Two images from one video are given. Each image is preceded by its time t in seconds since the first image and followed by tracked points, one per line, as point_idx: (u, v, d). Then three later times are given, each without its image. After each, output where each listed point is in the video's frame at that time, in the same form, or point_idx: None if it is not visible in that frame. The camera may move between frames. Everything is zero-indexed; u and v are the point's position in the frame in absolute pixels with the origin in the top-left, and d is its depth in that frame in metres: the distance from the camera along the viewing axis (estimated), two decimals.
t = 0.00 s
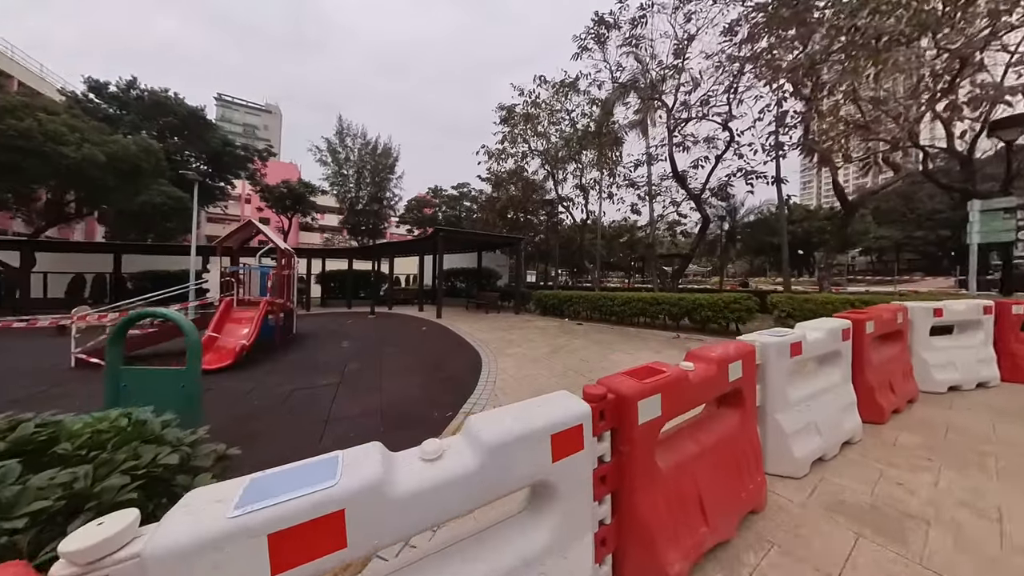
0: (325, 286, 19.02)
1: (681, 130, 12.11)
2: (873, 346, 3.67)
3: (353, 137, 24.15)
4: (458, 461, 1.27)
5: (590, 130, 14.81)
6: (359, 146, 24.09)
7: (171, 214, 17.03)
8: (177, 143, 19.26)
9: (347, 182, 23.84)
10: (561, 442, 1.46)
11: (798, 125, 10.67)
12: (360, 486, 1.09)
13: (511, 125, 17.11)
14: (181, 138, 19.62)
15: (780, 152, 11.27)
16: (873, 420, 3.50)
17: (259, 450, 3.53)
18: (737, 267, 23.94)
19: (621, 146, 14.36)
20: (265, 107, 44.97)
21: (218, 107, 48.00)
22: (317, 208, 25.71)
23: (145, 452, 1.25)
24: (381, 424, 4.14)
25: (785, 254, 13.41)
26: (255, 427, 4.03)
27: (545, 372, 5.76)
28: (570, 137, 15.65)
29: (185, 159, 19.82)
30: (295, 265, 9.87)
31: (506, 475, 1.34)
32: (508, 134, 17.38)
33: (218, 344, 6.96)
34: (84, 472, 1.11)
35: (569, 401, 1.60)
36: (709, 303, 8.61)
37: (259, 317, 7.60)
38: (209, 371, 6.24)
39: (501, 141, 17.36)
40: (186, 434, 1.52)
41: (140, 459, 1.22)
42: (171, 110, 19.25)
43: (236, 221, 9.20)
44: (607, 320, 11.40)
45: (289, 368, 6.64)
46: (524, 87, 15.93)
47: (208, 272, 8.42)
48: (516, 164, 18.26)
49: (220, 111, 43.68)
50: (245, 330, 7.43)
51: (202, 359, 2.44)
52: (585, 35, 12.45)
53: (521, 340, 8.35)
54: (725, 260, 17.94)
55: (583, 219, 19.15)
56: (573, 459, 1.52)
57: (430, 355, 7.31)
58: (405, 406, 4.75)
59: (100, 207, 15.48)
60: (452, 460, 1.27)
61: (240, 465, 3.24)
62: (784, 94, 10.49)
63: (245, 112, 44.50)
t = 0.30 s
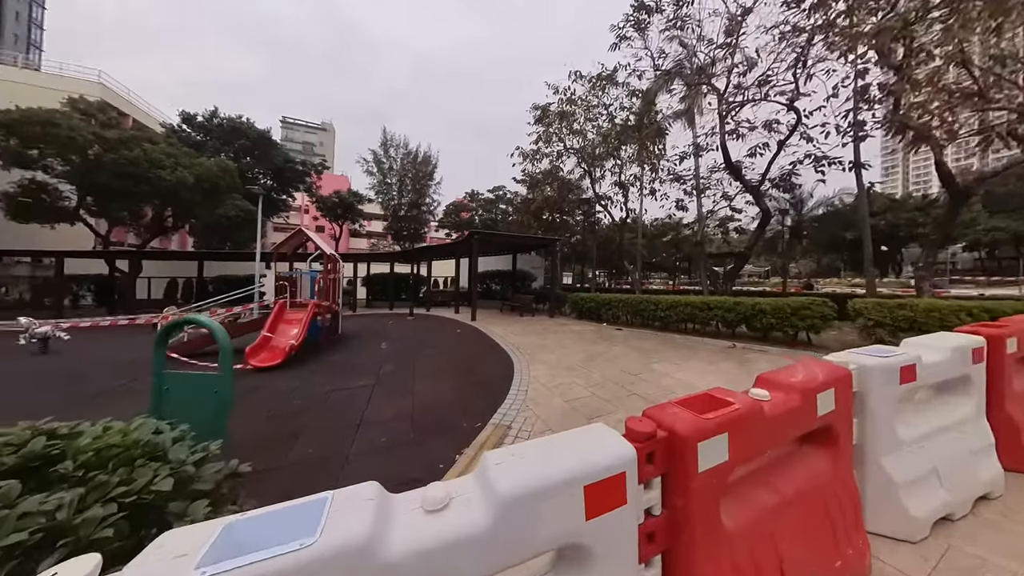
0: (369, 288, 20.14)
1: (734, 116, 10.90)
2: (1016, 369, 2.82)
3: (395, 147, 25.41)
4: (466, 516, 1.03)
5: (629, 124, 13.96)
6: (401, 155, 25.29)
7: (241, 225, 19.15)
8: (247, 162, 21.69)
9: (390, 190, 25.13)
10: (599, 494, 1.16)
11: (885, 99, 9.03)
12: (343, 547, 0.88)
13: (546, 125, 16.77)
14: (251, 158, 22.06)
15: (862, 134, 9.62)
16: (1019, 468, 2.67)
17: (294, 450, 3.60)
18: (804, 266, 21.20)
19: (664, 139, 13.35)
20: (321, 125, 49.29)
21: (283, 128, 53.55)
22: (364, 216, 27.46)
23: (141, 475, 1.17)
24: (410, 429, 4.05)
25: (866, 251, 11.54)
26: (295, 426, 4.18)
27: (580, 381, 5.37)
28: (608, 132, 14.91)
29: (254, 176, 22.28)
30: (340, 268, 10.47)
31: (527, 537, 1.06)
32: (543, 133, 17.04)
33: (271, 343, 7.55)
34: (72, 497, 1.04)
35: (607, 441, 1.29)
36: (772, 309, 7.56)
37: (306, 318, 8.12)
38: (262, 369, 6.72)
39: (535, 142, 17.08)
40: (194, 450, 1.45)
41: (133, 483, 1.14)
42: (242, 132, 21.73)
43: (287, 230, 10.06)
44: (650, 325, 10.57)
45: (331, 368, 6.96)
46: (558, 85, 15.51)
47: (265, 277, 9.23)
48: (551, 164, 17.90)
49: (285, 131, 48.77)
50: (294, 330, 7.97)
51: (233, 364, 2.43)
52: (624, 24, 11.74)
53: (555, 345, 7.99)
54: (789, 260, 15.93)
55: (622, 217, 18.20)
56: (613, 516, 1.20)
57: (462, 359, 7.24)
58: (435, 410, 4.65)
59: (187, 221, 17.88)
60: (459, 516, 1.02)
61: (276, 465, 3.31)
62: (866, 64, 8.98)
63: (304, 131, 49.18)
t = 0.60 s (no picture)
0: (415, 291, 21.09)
1: (809, 91, 9.43)
2: None
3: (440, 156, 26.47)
4: (479, 570, 0.82)
5: (679, 112, 12.84)
6: (445, 162, 26.29)
7: (307, 233, 21.28)
8: (312, 177, 24.15)
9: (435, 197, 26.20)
10: (655, 558, 0.88)
11: None
12: None
13: (587, 121, 16.16)
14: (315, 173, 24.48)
15: (991, 97, 7.70)
16: None
17: (336, 447, 3.70)
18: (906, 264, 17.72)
19: (721, 125, 12.06)
20: (375, 140, 53.43)
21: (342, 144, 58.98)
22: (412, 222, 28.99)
23: (159, 480, 1.15)
24: (444, 433, 3.96)
25: (997, 244, 9.25)
26: (339, 423, 4.34)
27: (626, 391, 4.91)
28: (655, 123, 13.91)
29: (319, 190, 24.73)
30: (386, 271, 11.05)
31: None
32: (584, 130, 16.46)
33: (326, 342, 8.13)
34: (89, 501, 1.02)
35: (666, 488, 1.00)
36: (865, 316, 6.34)
37: (356, 319, 8.63)
38: (317, 365, 7.22)
39: (576, 140, 16.57)
40: (219, 454, 1.44)
41: (149, 489, 1.11)
42: (308, 151, 24.23)
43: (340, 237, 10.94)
44: (705, 331, 9.54)
45: (376, 366, 7.27)
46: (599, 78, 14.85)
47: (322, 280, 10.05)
48: (593, 161, 17.22)
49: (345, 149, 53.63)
50: (345, 330, 8.52)
51: (275, 364, 2.49)
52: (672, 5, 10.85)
53: (598, 350, 7.53)
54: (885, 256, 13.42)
55: (672, 214, 16.86)
56: None
57: (500, 362, 7.12)
58: (470, 413, 4.54)
59: (264, 231, 20.32)
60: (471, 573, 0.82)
61: (318, 460, 3.42)
62: (996, 9, 7.17)
63: (360, 147, 53.57)
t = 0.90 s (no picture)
0: (449, 293, 21.59)
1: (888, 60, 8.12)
2: None
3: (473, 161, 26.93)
4: None
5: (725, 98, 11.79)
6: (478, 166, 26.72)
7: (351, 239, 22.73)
8: (356, 188, 25.78)
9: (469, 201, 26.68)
10: None
11: None
12: None
13: (622, 115, 15.45)
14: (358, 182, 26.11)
15: None
16: None
17: (366, 447, 3.77)
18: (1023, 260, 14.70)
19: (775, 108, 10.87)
20: (414, 149, 55.98)
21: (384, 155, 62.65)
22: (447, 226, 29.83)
23: (170, 486, 1.15)
24: (471, 439, 3.87)
25: None
26: (371, 423, 4.43)
27: (665, 404, 4.48)
28: (698, 111, 12.93)
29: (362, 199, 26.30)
30: (420, 274, 11.38)
31: None
32: (618, 125, 15.79)
33: (364, 342, 8.50)
34: (102, 505, 1.03)
35: (712, 550, 0.80)
36: (967, 325, 5.30)
37: (392, 320, 8.94)
38: (355, 364, 7.56)
39: (610, 135, 15.95)
40: (235, 458, 1.44)
41: (159, 496, 1.11)
42: (352, 162, 25.93)
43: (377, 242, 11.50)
44: (758, 337, 8.62)
45: (408, 366, 7.46)
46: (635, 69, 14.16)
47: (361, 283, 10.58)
48: (629, 157, 16.45)
49: (387, 159, 56.88)
50: (382, 330, 8.86)
51: (304, 362, 2.50)
52: None
53: (634, 356, 7.06)
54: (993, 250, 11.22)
55: (719, 209, 15.56)
56: None
57: (530, 365, 6.94)
58: (498, 418, 4.41)
59: (314, 238, 22.05)
60: None
61: (349, 459, 3.49)
62: None
63: (400, 156, 56.45)
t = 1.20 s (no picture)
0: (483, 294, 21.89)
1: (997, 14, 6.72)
2: None
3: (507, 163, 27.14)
4: None
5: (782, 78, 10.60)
6: (512, 168, 26.86)
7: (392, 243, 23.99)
8: (397, 197, 27.27)
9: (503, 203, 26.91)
10: None
11: None
12: None
13: (661, 106, 14.60)
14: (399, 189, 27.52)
15: None
16: None
17: (398, 447, 3.87)
18: None
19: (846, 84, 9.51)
20: (451, 155, 57.86)
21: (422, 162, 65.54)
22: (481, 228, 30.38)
23: (200, 485, 1.21)
24: (499, 446, 3.81)
25: None
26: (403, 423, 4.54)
27: (710, 419, 4.07)
28: (749, 96, 11.79)
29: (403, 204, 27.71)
30: (454, 276, 11.59)
31: None
32: (657, 117, 14.93)
33: (401, 342, 8.84)
34: (139, 501, 1.10)
35: None
36: None
37: (427, 320, 9.19)
38: (392, 364, 7.88)
39: (648, 129, 15.15)
40: (264, 460, 1.50)
41: (191, 494, 1.17)
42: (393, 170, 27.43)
43: (414, 245, 11.91)
44: (825, 347, 7.60)
45: (441, 367, 7.63)
46: (675, 57, 13.32)
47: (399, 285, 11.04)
48: (669, 150, 15.49)
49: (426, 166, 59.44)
50: (417, 331, 9.14)
51: (337, 363, 2.59)
52: None
53: (675, 364, 6.55)
54: None
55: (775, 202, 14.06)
56: None
57: (562, 370, 6.75)
58: (526, 426, 4.31)
59: (360, 243, 23.61)
60: None
61: (381, 459, 3.60)
62: None
63: (438, 162, 58.71)
